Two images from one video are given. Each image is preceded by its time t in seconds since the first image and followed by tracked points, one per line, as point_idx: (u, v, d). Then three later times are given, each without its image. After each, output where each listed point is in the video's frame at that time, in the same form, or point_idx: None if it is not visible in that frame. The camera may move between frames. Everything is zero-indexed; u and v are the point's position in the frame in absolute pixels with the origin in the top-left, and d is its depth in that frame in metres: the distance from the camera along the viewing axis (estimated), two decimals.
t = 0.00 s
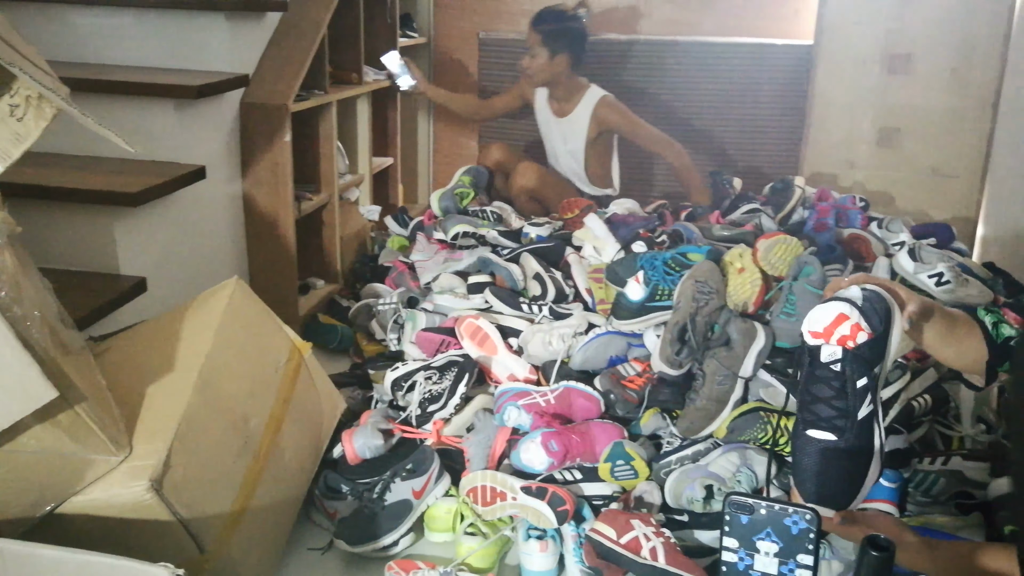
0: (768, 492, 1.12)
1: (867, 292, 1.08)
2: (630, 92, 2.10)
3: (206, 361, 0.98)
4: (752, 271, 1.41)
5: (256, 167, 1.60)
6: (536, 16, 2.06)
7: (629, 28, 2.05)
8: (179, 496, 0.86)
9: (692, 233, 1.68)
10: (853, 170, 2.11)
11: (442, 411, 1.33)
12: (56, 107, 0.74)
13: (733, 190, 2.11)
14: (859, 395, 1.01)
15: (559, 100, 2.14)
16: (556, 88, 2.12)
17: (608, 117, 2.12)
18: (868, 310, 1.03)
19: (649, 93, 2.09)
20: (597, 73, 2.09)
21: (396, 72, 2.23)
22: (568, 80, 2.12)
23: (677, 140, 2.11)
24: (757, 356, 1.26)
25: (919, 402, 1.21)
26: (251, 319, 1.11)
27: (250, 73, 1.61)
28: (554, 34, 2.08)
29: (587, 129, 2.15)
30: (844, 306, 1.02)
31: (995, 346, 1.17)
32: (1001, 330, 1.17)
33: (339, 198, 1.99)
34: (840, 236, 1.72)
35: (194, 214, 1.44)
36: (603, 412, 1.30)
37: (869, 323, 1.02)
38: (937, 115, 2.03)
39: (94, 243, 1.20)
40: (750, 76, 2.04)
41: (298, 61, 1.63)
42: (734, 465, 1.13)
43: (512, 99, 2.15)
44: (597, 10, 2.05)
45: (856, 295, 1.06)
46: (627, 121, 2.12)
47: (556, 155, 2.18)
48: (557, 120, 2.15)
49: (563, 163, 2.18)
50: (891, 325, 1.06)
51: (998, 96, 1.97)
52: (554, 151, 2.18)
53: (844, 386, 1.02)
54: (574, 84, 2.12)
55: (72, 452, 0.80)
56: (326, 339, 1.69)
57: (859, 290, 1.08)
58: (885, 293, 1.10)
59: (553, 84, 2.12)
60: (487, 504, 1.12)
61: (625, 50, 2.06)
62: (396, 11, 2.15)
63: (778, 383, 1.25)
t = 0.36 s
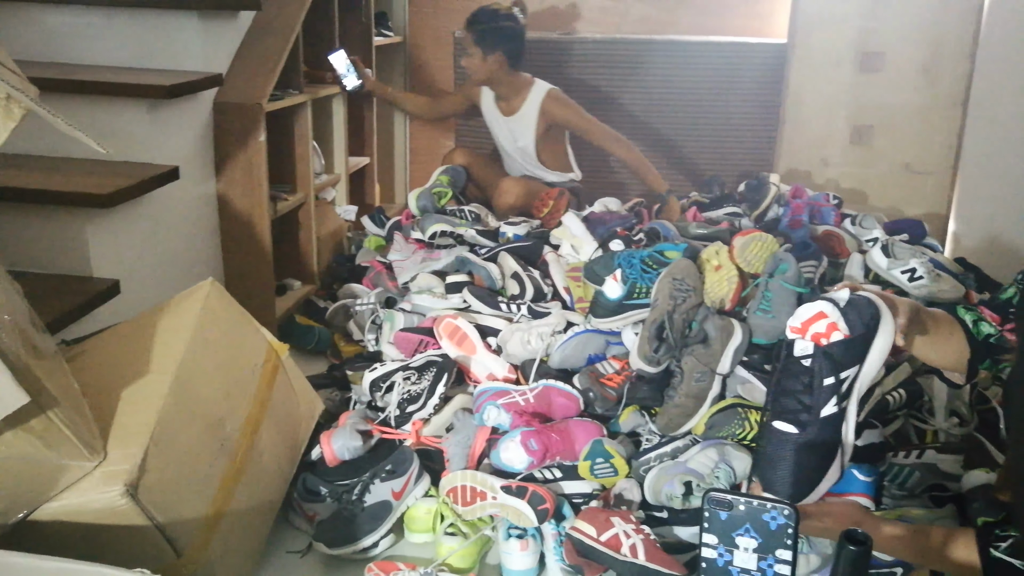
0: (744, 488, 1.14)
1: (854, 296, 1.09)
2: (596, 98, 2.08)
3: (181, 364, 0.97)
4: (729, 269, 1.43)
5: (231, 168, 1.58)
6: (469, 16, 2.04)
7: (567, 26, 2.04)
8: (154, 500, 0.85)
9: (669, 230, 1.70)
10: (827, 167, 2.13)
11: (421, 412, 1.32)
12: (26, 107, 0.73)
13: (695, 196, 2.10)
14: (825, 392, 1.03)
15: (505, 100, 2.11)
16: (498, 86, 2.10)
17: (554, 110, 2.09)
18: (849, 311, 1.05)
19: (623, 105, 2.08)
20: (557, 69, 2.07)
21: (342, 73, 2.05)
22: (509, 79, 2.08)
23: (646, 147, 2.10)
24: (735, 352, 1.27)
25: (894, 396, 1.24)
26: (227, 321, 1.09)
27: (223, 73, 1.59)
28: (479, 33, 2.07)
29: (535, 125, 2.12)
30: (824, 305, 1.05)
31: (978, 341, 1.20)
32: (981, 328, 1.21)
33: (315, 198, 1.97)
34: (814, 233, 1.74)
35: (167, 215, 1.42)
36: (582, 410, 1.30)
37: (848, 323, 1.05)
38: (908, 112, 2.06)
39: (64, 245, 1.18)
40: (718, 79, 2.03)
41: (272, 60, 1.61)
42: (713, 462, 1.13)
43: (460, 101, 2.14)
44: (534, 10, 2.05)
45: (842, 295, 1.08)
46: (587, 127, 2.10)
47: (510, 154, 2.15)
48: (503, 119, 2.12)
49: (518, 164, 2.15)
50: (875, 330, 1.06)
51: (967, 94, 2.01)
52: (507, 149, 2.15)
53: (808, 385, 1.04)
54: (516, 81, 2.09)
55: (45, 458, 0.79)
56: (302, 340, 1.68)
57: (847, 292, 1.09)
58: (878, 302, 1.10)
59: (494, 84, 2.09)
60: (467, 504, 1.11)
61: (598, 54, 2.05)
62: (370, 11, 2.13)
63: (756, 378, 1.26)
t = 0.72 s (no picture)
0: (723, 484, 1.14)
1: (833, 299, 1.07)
2: (569, 98, 2.08)
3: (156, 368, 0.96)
4: (706, 266, 1.43)
5: (205, 168, 1.56)
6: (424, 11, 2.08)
7: (535, 25, 2.05)
8: (130, 506, 0.84)
9: (646, 228, 1.72)
10: (801, 165, 2.15)
11: (401, 412, 1.31)
12: None
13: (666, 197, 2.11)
14: (790, 399, 1.03)
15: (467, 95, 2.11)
16: (456, 81, 2.10)
17: (517, 98, 2.10)
18: (826, 315, 1.03)
19: (583, 97, 2.08)
20: (502, 60, 2.08)
21: (311, 75, 2.01)
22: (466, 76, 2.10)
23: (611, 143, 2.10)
24: (713, 351, 1.27)
25: (869, 391, 1.25)
26: (201, 324, 1.07)
27: (196, 72, 1.57)
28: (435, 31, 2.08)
29: (499, 116, 2.13)
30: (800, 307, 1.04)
31: (948, 341, 1.18)
32: (950, 323, 1.18)
33: (290, 198, 1.95)
34: (789, 231, 1.76)
35: (140, 216, 1.40)
36: (561, 409, 1.30)
37: (823, 328, 1.03)
38: (880, 110, 2.08)
39: (34, 247, 1.15)
40: (692, 77, 2.04)
41: (246, 60, 1.59)
42: (692, 458, 1.14)
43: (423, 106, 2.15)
44: (492, 7, 2.05)
45: (820, 297, 1.06)
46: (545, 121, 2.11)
47: (478, 152, 2.17)
48: (464, 114, 2.13)
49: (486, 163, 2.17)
50: (852, 336, 1.04)
51: (937, 92, 2.05)
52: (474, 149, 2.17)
53: (775, 385, 1.05)
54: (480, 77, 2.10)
55: (15, 464, 0.78)
56: (280, 342, 1.66)
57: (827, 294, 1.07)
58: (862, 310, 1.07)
59: (452, 79, 2.10)
60: (447, 505, 1.11)
61: (548, 51, 2.06)
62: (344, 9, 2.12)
63: (734, 375, 1.26)
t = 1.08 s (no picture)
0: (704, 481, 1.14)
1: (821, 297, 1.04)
2: (548, 96, 2.08)
3: (132, 371, 0.94)
4: (685, 264, 1.44)
5: (181, 168, 1.54)
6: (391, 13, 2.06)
7: (514, 24, 2.05)
8: (107, 511, 0.83)
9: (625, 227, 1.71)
10: (777, 163, 2.17)
11: (381, 413, 1.31)
12: None
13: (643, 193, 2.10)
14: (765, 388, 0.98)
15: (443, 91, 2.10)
16: (434, 80, 2.10)
17: (497, 93, 2.10)
18: (815, 307, 1.00)
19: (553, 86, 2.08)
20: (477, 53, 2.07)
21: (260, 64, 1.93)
22: (442, 74, 2.09)
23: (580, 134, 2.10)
24: (692, 348, 1.28)
25: (846, 387, 1.25)
26: (178, 327, 1.06)
27: (171, 71, 1.55)
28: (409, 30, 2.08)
29: (478, 111, 2.11)
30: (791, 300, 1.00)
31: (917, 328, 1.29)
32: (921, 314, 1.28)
33: (267, 198, 1.93)
34: (766, 228, 1.77)
35: (114, 218, 1.38)
36: (542, 408, 1.30)
37: (810, 320, 0.99)
38: (855, 108, 2.11)
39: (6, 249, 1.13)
40: (663, 74, 2.05)
41: (222, 59, 1.58)
42: (673, 456, 1.14)
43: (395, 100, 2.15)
44: (471, 6, 2.05)
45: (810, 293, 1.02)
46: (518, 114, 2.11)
47: (456, 150, 2.15)
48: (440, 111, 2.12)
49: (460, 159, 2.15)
50: (835, 334, 1.00)
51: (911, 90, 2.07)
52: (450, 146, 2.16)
53: (755, 371, 1.00)
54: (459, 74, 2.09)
55: None
56: (258, 343, 1.65)
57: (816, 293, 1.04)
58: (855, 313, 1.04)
59: (430, 78, 2.10)
60: (428, 505, 1.10)
61: (524, 48, 2.06)
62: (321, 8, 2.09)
63: (713, 371, 1.27)
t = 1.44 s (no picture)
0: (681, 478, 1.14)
1: (803, 300, 1.10)
2: (523, 96, 2.08)
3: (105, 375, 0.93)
4: (661, 263, 1.45)
5: (153, 169, 1.52)
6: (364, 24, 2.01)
7: (490, 23, 2.05)
8: (80, 518, 0.82)
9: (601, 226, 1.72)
10: (752, 161, 2.20)
11: (359, 415, 1.30)
12: None
13: (619, 191, 2.11)
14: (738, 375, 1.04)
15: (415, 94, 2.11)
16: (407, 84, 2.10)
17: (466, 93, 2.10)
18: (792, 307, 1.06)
19: (519, 87, 2.07)
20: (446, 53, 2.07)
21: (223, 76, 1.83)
22: (416, 76, 2.09)
23: (550, 133, 2.09)
24: (669, 345, 1.29)
25: (821, 383, 1.27)
26: (150, 330, 1.04)
27: (142, 72, 1.53)
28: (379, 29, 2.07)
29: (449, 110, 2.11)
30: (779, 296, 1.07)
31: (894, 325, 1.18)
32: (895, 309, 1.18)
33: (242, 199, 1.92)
34: (741, 226, 1.78)
35: (84, 220, 1.36)
36: (520, 407, 1.30)
37: (786, 318, 1.05)
38: (828, 106, 2.14)
39: None
40: (630, 74, 2.06)
41: (194, 59, 1.56)
42: (651, 453, 1.15)
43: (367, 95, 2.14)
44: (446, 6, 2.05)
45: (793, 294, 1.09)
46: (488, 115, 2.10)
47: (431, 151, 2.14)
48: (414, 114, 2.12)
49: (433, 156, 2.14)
50: (809, 335, 1.05)
51: (882, 89, 2.10)
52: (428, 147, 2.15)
53: (729, 363, 1.06)
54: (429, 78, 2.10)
55: None
56: (233, 345, 1.63)
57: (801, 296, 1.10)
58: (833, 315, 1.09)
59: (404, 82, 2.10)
60: (407, 506, 1.10)
61: (501, 47, 2.05)
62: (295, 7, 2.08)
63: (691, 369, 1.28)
